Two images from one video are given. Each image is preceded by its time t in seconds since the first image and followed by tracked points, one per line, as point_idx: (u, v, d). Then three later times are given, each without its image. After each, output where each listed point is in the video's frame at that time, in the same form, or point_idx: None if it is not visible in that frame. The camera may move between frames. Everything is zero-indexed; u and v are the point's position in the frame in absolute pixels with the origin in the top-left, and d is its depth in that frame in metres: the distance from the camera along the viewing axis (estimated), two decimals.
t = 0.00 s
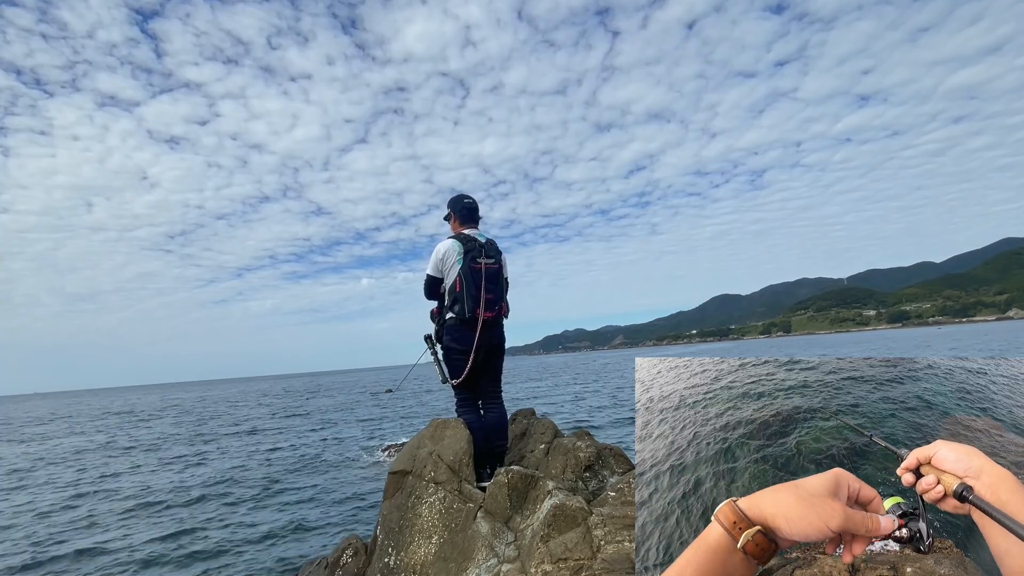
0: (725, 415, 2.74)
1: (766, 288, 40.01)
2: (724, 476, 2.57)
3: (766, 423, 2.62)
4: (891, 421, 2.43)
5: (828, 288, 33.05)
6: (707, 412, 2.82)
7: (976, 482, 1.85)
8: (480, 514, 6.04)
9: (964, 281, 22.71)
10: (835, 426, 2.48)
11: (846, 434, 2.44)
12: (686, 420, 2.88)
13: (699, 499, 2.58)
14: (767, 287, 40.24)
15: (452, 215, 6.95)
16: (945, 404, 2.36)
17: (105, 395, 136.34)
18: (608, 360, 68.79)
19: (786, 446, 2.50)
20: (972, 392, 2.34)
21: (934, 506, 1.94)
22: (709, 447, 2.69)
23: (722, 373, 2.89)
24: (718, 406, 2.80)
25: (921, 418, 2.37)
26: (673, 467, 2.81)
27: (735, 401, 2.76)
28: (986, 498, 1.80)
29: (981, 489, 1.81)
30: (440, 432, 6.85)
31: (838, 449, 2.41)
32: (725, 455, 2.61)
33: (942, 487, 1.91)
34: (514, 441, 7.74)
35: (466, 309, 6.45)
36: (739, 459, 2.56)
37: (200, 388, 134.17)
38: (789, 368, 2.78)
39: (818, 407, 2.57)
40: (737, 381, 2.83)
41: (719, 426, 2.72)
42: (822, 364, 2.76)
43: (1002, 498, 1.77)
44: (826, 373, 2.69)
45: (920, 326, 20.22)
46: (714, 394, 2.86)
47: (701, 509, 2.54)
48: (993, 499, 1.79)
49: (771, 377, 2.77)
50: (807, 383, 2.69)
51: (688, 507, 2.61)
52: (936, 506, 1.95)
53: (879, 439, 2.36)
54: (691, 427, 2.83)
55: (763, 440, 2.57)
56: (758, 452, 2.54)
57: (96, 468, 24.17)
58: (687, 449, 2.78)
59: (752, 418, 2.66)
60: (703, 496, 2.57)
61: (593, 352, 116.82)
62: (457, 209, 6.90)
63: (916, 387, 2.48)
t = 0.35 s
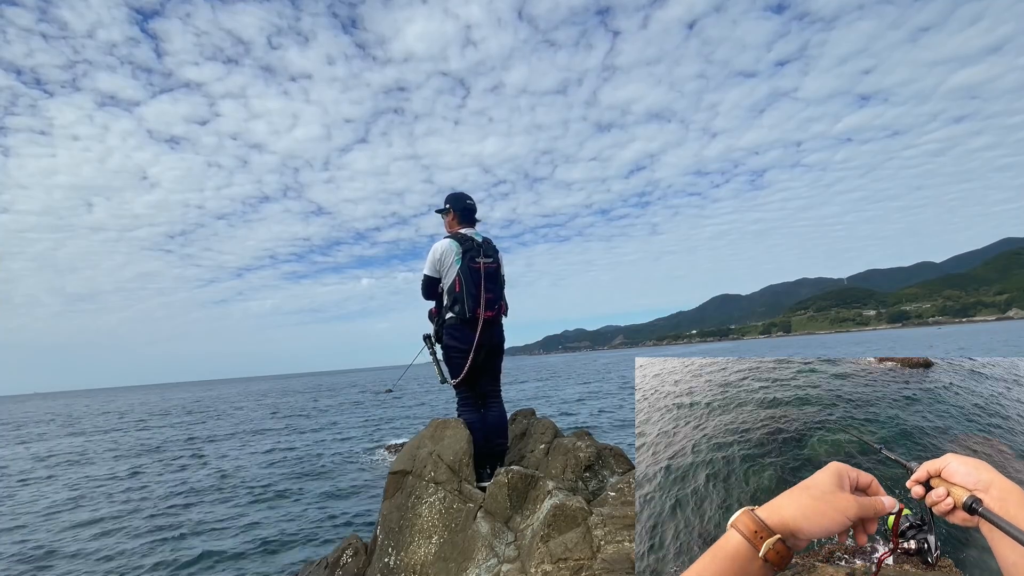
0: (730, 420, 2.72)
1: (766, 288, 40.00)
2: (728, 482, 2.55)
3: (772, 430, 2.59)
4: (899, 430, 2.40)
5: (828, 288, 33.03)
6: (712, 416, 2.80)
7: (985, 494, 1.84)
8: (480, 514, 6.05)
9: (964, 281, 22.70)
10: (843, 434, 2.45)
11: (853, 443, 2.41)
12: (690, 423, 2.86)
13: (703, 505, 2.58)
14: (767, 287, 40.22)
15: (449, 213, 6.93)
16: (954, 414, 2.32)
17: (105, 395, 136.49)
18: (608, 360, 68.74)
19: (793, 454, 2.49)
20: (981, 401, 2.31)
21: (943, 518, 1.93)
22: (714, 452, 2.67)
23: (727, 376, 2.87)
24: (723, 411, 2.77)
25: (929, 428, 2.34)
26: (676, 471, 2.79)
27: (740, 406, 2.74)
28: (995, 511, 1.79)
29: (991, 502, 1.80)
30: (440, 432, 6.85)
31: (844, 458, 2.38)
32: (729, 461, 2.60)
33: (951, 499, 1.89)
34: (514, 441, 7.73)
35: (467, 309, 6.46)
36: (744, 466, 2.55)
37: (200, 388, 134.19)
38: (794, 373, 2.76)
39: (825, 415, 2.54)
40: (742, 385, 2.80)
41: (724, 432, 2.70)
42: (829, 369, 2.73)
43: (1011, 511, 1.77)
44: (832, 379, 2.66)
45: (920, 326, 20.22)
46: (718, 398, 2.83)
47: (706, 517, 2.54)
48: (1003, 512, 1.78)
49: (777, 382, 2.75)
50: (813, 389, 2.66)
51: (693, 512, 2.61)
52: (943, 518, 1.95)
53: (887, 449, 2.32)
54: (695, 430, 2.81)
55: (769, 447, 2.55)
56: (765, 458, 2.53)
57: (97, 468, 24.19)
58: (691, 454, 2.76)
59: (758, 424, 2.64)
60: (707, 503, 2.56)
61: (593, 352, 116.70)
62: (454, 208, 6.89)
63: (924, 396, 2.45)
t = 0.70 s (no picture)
0: (729, 420, 2.71)
1: (766, 288, 40.00)
2: (726, 482, 2.55)
3: (771, 430, 2.58)
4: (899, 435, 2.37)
5: (828, 288, 33.03)
6: (711, 416, 2.78)
7: (986, 498, 1.83)
8: (480, 514, 6.04)
9: (964, 281, 22.70)
10: (843, 434, 2.45)
11: (854, 444, 2.40)
12: (688, 423, 2.84)
13: (700, 503, 2.57)
14: (767, 287, 40.23)
15: (441, 213, 6.88)
16: (955, 418, 2.32)
17: (105, 395, 136.51)
18: (608, 360, 68.76)
19: (794, 453, 2.47)
20: (982, 407, 2.30)
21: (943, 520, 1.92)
22: (712, 452, 2.66)
23: (727, 377, 2.85)
24: (722, 410, 2.76)
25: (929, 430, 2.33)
26: (675, 469, 2.78)
27: (740, 405, 2.73)
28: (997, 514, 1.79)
29: (992, 505, 1.80)
30: (440, 432, 6.85)
31: (846, 458, 2.37)
32: (726, 462, 2.60)
33: (953, 502, 1.88)
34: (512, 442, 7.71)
35: (466, 309, 6.45)
36: (744, 465, 2.55)
37: (200, 388, 134.17)
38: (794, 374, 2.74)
39: (822, 415, 2.54)
40: (743, 385, 2.79)
41: (722, 432, 2.70)
42: (831, 371, 2.72)
43: (1012, 514, 1.77)
44: (835, 381, 2.65)
45: (920, 326, 20.21)
46: (719, 398, 2.82)
47: (704, 514, 2.54)
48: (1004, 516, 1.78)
49: (778, 384, 2.74)
50: (814, 391, 2.65)
51: (691, 512, 2.60)
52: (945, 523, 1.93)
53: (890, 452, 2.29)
54: (693, 428, 2.80)
55: (768, 447, 2.54)
56: (765, 459, 2.52)
57: (97, 468, 24.17)
58: (688, 453, 2.75)
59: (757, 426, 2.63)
60: (705, 502, 2.56)
61: (593, 352, 116.65)
62: (446, 207, 6.84)
63: (927, 399, 2.45)
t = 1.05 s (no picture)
0: (732, 417, 2.72)
1: (766, 288, 40.04)
2: (730, 476, 2.59)
3: (776, 427, 2.60)
4: (913, 432, 2.36)
5: (828, 288, 33.04)
6: (715, 411, 2.78)
7: (1001, 495, 1.83)
8: (480, 514, 6.04)
9: (964, 281, 22.72)
10: (851, 430, 2.45)
11: (862, 440, 2.41)
12: (691, 418, 2.85)
13: (703, 496, 2.62)
14: (767, 287, 40.25)
15: (431, 213, 6.88)
16: (971, 416, 2.29)
17: (106, 395, 136.65)
18: (608, 359, 68.78)
19: (798, 448, 2.49)
20: (999, 405, 2.27)
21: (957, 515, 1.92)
22: (715, 447, 2.69)
23: (730, 374, 2.84)
24: (726, 407, 2.76)
25: (944, 428, 2.31)
26: (679, 462, 2.80)
27: (744, 401, 2.73)
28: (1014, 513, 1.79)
29: (1010, 503, 1.80)
30: (440, 432, 6.86)
31: (854, 454, 2.38)
32: (730, 457, 2.63)
33: (969, 497, 1.88)
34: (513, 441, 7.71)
35: (467, 309, 6.46)
36: (747, 460, 2.58)
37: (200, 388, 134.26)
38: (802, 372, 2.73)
39: (828, 411, 2.54)
40: (747, 382, 2.79)
41: (725, 428, 2.70)
42: (841, 368, 2.70)
43: None
44: (845, 378, 2.64)
45: (920, 326, 20.23)
46: (722, 394, 2.81)
47: (708, 508, 2.58)
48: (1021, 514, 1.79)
49: (784, 380, 2.73)
50: (823, 388, 2.64)
51: (694, 505, 2.64)
52: (958, 519, 1.93)
53: (904, 448, 2.27)
54: (695, 424, 2.81)
55: (773, 443, 2.56)
56: (772, 456, 2.53)
57: (97, 468, 24.21)
58: (691, 447, 2.77)
59: (762, 422, 2.64)
60: (709, 496, 2.60)
61: (593, 352, 116.59)
62: (436, 207, 6.85)
63: (942, 398, 2.42)
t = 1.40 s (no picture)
0: (730, 413, 2.74)
1: (766, 288, 40.03)
2: (726, 471, 2.61)
3: (773, 423, 2.62)
4: (909, 428, 2.36)
5: (828, 288, 33.05)
6: (713, 409, 2.80)
7: (995, 489, 1.85)
8: (480, 514, 6.04)
9: (964, 281, 22.72)
10: (848, 427, 2.47)
11: (857, 435, 2.42)
12: (689, 415, 2.87)
13: (700, 491, 2.65)
14: (767, 287, 40.23)
15: (425, 214, 6.89)
16: (968, 413, 2.30)
17: (106, 395, 136.76)
18: (609, 359, 68.77)
19: (795, 443, 2.51)
20: (996, 403, 2.27)
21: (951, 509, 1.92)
22: (712, 442, 2.71)
23: (728, 371, 2.86)
24: (724, 403, 2.78)
25: (941, 425, 2.32)
26: (676, 459, 2.82)
27: (741, 398, 2.75)
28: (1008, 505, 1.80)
29: (1002, 496, 1.82)
30: (440, 432, 6.86)
31: (850, 449, 2.39)
32: (727, 451, 2.65)
33: (962, 491, 1.89)
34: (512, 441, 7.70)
35: (467, 309, 6.45)
36: (743, 455, 2.60)
37: (200, 388, 134.25)
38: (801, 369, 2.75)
39: (827, 407, 2.56)
40: (745, 378, 2.80)
41: (723, 424, 2.72)
42: (840, 367, 2.70)
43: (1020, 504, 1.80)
44: (844, 375, 2.65)
45: (920, 326, 20.26)
46: (720, 391, 2.83)
47: (704, 503, 2.61)
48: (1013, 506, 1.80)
49: (783, 378, 2.75)
50: (822, 385, 2.66)
51: (691, 500, 2.67)
52: (951, 512, 1.93)
53: (899, 444, 2.29)
54: (694, 420, 2.83)
55: (769, 439, 2.58)
56: (769, 451, 2.55)
57: (98, 469, 24.20)
58: (689, 442, 2.79)
59: (759, 418, 2.66)
60: (705, 491, 2.63)
61: (593, 352, 116.54)
62: (431, 207, 6.85)
63: (941, 395, 2.42)
